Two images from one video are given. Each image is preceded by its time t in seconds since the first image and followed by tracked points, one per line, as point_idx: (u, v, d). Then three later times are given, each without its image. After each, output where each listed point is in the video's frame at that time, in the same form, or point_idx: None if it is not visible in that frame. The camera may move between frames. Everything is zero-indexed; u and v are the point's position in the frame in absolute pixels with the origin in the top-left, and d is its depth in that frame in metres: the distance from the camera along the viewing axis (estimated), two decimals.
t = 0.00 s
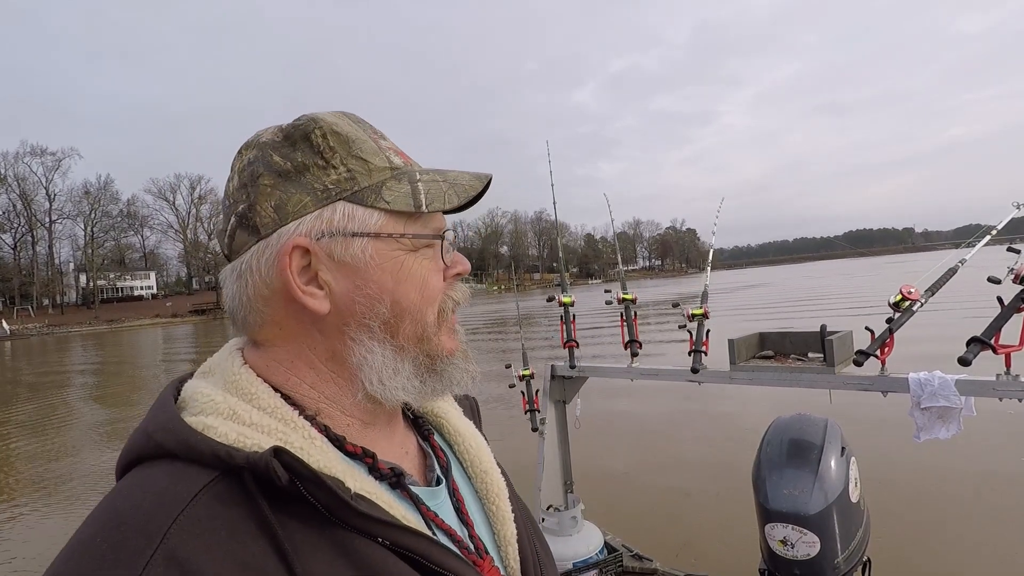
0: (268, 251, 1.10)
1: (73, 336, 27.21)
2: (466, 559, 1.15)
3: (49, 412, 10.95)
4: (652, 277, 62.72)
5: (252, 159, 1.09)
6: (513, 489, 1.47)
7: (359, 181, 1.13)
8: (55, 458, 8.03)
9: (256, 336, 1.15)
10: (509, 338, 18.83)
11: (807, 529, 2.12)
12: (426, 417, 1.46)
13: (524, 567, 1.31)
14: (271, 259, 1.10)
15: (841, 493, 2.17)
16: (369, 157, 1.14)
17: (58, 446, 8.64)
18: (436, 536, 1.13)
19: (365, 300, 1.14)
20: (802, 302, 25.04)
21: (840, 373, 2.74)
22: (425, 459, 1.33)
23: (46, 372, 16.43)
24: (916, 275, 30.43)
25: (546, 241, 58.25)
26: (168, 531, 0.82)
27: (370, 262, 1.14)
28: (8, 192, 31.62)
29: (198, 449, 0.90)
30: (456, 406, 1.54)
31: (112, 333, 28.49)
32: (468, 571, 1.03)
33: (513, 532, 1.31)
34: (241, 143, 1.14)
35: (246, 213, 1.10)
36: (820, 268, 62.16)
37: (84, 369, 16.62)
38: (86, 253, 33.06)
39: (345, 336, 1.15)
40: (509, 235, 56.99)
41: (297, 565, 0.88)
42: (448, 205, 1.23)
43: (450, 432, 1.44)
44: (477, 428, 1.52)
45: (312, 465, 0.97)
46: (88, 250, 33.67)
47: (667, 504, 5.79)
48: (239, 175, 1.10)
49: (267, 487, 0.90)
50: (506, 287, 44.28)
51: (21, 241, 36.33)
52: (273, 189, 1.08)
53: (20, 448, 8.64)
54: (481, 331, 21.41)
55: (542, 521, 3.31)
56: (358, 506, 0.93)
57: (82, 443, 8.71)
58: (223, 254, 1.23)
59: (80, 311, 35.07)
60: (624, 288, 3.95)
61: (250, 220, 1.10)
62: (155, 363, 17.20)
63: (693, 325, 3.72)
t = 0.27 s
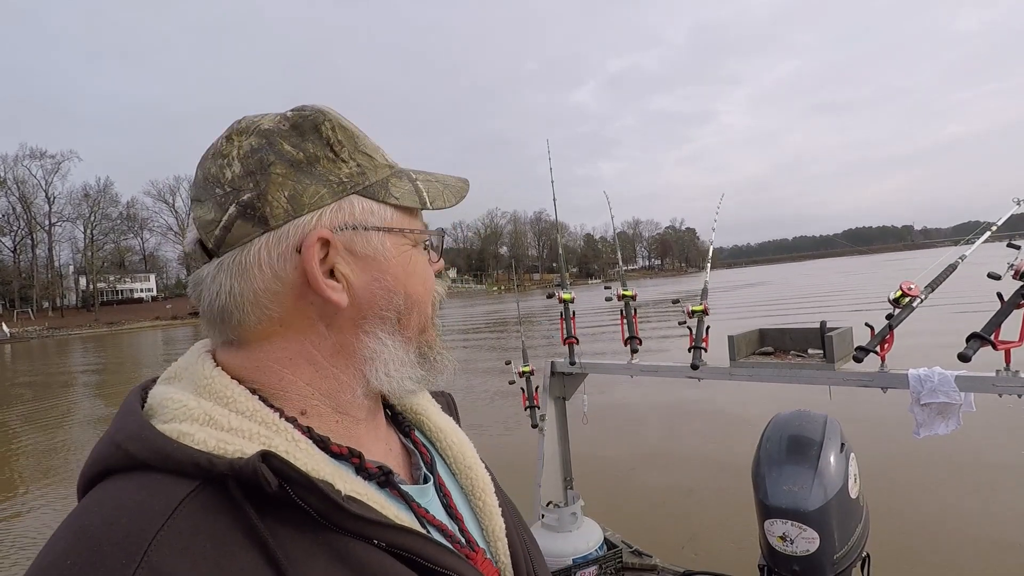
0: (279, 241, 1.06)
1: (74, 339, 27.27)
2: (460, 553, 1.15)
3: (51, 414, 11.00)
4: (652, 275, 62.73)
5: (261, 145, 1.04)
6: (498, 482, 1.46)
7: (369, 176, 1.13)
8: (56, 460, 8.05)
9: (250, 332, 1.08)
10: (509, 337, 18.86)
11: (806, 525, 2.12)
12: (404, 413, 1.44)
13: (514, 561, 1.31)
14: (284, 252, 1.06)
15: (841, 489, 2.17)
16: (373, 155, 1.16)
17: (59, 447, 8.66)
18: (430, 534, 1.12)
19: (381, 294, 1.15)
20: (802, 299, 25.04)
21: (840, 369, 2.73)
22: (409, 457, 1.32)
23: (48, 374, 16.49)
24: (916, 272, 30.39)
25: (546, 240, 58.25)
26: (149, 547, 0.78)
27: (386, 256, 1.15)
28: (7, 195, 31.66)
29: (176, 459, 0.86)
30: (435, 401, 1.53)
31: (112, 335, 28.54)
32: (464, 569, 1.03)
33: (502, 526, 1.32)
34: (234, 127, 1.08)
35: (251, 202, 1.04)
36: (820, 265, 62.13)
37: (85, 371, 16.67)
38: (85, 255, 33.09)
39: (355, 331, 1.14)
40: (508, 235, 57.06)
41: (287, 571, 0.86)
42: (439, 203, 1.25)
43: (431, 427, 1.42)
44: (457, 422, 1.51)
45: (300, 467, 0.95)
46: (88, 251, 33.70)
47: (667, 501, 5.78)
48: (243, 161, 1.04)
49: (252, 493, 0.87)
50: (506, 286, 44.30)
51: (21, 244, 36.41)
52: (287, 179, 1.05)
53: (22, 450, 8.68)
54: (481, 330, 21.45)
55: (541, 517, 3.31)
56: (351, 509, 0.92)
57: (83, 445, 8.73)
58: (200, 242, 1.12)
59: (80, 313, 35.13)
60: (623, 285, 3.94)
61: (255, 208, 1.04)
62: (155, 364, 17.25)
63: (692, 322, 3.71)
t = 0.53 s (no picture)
0: (291, 237, 1.04)
1: (73, 341, 27.32)
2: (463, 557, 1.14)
3: (51, 416, 11.03)
4: (651, 276, 62.77)
5: (277, 137, 1.03)
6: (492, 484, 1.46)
7: (379, 176, 1.15)
8: (56, 462, 8.07)
9: (252, 331, 1.04)
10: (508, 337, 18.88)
11: (806, 525, 2.12)
12: (394, 419, 1.44)
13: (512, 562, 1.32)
14: (296, 248, 1.05)
15: (841, 489, 2.17)
16: (381, 157, 1.18)
17: (59, 449, 8.68)
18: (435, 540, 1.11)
19: (389, 296, 1.16)
20: (801, 299, 25.06)
21: (840, 369, 2.73)
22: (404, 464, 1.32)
23: (48, 376, 16.53)
24: (914, 272, 30.41)
25: (545, 241, 58.32)
26: (153, 566, 0.75)
27: (397, 258, 1.17)
28: (7, 198, 31.73)
29: (173, 474, 0.82)
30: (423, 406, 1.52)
31: (112, 337, 28.61)
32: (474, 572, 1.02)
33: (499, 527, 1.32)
34: (243, 116, 1.06)
35: (266, 194, 1.02)
36: (819, 265, 62.16)
37: (85, 373, 16.71)
38: (85, 257, 33.15)
39: (362, 333, 1.13)
40: (508, 235, 57.15)
41: None
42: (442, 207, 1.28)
43: (423, 433, 1.42)
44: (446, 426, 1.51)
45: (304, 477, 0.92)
46: (88, 253, 33.76)
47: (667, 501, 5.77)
48: (258, 152, 1.02)
49: (259, 505, 0.84)
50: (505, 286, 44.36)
51: (21, 246, 36.51)
52: (303, 173, 1.04)
53: (22, 452, 8.69)
54: (481, 331, 21.48)
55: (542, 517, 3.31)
56: (363, 519, 0.90)
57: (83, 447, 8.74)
58: (198, 233, 1.06)
59: (80, 315, 35.19)
60: (623, 285, 3.94)
61: (270, 201, 1.02)
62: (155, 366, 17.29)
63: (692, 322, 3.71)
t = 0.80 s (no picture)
0: (294, 236, 1.04)
1: (74, 342, 27.38)
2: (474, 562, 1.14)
3: (51, 417, 11.05)
4: (651, 277, 62.77)
5: (274, 131, 1.02)
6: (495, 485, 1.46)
7: (379, 172, 1.15)
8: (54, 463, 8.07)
9: (252, 335, 1.03)
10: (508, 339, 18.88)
11: (806, 526, 2.12)
12: (393, 423, 1.44)
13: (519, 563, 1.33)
14: (298, 247, 1.04)
15: (840, 490, 2.16)
16: (380, 153, 1.18)
17: (58, 451, 8.68)
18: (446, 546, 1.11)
19: (392, 295, 1.15)
20: (801, 300, 25.05)
21: (840, 370, 2.73)
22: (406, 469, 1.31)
23: (48, 378, 16.54)
24: (915, 274, 30.36)
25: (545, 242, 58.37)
26: None
27: (398, 257, 1.16)
28: (7, 200, 31.79)
29: (185, 489, 0.81)
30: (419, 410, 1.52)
31: (112, 338, 28.62)
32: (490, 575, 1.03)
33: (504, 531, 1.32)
34: (237, 110, 1.05)
35: (264, 191, 1.01)
36: (819, 266, 62.15)
37: (85, 374, 16.74)
38: (86, 259, 33.11)
39: (365, 334, 1.13)
40: (508, 237, 57.16)
41: None
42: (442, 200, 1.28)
43: (422, 437, 1.42)
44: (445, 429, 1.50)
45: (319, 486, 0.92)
46: (87, 255, 33.78)
47: (667, 503, 5.75)
48: (255, 147, 1.01)
49: (277, 518, 0.83)
50: (504, 288, 44.34)
51: (20, 248, 36.52)
52: (302, 168, 1.03)
53: (21, 453, 8.71)
54: (481, 333, 21.48)
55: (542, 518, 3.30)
56: (385, 529, 0.89)
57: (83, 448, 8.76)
58: (191, 233, 1.03)
59: (80, 316, 35.18)
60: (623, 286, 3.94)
61: (268, 198, 1.01)
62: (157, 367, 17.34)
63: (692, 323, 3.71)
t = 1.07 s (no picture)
0: (314, 236, 1.04)
1: (74, 343, 27.40)
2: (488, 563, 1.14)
3: (51, 418, 11.05)
4: (651, 278, 62.77)
5: (295, 129, 1.03)
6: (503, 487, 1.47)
7: (394, 172, 1.16)
8: (54, 464, 8.08)
9: (271, 334, 1.04)
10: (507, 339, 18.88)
11: (806, 527, 2.12)
12: (400, 425, 1.44)
13: (527, 564, 1.32)
14: (318, 247, 1.05)
15: (841, 491, 2.17)
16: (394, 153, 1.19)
17: (58, 452, 8.69)
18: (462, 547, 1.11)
19: (407, 296, 1.16)
20: (800, 301, 25.03)
21: (840, 371, 2.73)
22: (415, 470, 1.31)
23: (48, 378, 16.55)
24: (915, 275, 30.35)
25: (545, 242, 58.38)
26: None
27: (414, 259, 1.18)
28: (7, 200, 31.81)
29: (208, 491, 0.81)
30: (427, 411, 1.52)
31: (111, 339, 28.64)
32: None
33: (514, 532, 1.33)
34: (256, 107, 1.05)
35: (286, 189, 1.02)
36: (819, 267, 62.13)
37: (84, 375, 16.75)
38: (86, 259, 33.12)
39: (381, 334, 1.14)
40: (508, 238, 57.15)
41: None
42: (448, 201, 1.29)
43: (429, 438, 1.42)
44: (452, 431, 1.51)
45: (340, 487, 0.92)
46: (88, 256, 33.79)
47: (668, 504, 5.75)
48: (277, 145, 1.02)
49: (301, 518, 0.84)
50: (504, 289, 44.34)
51: (20, 249, 36.51)
52: (323, 167, 1.05)
53: (21, 454, 8.71)
54: (480, 334, 21.49)
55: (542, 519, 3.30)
56: (407, 529, 0.90)
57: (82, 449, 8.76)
58: (209, 230, 1.03)
59: (80, 317, 35.17)
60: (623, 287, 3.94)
61: (290, 197, 1.02)
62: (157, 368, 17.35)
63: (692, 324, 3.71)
